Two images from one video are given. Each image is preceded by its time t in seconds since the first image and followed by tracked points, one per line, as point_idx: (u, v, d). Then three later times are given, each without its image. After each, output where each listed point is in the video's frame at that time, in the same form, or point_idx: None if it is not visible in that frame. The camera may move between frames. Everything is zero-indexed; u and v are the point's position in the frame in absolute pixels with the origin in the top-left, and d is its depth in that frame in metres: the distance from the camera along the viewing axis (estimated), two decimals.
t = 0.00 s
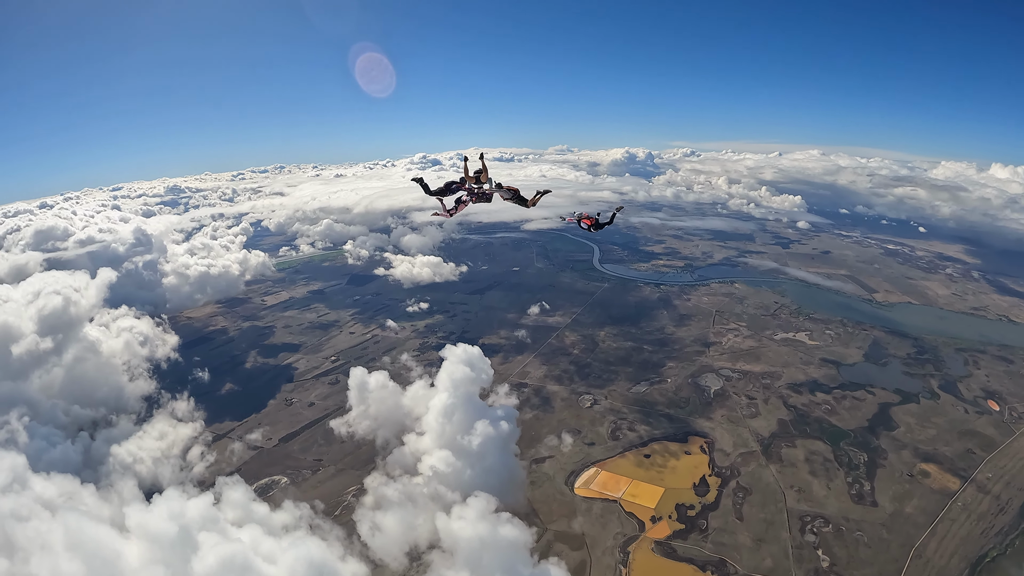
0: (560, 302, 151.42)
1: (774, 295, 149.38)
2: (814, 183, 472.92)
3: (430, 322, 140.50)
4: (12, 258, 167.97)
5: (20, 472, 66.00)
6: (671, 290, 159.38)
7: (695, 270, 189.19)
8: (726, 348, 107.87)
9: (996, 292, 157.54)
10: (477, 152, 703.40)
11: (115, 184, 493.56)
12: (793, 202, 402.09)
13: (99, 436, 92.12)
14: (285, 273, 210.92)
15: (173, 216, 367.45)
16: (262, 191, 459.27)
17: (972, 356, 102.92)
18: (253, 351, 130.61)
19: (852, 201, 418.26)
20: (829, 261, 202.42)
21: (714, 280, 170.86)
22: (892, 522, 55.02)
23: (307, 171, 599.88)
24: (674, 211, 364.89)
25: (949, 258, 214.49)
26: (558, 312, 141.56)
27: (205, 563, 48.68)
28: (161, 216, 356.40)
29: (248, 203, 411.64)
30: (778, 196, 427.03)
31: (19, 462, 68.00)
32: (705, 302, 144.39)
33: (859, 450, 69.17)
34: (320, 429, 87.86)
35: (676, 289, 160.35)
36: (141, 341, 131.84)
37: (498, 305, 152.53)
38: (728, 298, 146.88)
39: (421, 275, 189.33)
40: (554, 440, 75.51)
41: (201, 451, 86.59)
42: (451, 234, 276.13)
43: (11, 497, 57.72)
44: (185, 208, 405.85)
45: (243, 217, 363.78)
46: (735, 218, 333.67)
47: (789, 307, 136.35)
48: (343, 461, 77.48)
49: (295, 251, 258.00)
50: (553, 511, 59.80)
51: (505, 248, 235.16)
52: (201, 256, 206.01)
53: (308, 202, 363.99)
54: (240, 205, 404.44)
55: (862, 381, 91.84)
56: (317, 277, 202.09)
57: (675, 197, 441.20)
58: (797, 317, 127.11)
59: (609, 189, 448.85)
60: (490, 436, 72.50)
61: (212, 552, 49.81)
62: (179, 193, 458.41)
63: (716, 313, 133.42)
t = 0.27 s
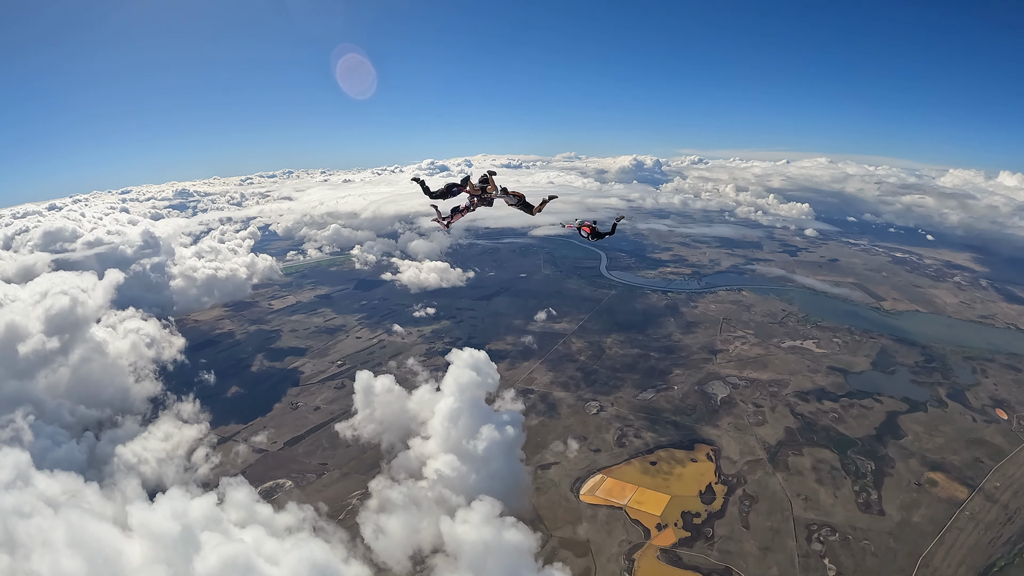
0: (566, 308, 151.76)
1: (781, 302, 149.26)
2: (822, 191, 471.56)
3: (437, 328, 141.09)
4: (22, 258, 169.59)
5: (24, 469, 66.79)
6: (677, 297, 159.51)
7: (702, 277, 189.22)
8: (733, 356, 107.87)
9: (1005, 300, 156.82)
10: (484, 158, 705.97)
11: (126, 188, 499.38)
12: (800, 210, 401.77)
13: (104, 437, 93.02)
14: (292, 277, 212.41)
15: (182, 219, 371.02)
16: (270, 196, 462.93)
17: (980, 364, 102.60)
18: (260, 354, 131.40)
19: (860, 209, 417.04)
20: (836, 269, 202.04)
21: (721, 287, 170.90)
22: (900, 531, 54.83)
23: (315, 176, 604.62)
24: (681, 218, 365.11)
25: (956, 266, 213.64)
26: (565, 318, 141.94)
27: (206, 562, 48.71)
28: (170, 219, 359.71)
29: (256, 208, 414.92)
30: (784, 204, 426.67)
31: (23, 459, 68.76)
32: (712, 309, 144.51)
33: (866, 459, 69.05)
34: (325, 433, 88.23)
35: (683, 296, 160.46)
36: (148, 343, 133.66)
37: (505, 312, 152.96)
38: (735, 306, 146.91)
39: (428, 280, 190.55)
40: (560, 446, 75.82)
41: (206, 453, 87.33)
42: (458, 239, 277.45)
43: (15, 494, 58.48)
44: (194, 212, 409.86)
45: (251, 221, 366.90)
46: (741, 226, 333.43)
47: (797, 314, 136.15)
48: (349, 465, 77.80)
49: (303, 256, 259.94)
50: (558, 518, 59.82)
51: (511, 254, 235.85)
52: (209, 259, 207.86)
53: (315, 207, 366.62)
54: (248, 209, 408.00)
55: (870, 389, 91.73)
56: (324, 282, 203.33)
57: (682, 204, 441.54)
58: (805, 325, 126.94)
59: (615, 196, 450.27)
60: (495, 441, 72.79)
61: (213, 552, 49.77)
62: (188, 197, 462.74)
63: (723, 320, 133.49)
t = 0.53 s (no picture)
0: (572, 312, 151.77)
1: (787, 306, 148.85)
2: (827, 193, 470.20)
3: (442, 331, 141.41)
4: (28, 259, 170.76)
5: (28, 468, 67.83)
6: (683, 300, 159.31)
7: (708, 281, 188.87)
8: (739, 359, 107.66)
9: (1013, 303, 156.03)
10: (489, 162, 706.78)
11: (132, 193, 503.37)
12: (806, 213, 400.84)
13: (109, 437, 94.16)
14: (297, 280, 213.46)
15: (188, 223, 373.43)
16: (275, 199, 465.50)
17: (988, 367, 102.19)
18: (265, 357, 131.94)
19: (866, 212, 415.68)
20: (843, 272, 201.39)
21: (727, 291, 170.63)
22: (907, 535, 54.63)
23: (321, 179, 607.88)
24: (686, 222, 364.72)
25: (963, 269, 212.67)
26: (571, 321, 142.05)
27: (210, 562, 49.02)
28: (177, 222, 362.28)
29: (262, 211, 417.38)
30: (790, 207, 425.88)
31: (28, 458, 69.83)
32: (718, 313, 144.29)
33: (873, 462, 68.93)
34: (330, 435, 88.46)
35: (689, 299, 160.19)
36: (154, 345, 135.04)
37: (510, 315, 153.08)
38: (741, 309, 146.63)
39: (434, 283, 191.59)
40: (565, 448, 76.03)
41: (211, 455, 87.87)
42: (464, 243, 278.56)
43: (19, 491, 59.53)
44: (200, 216, 412.66)
45: (257, 225, 369.22)
46: (747, 229, 332.73)
47: (803, 318, 135.69)
48: (354, 468, 78.09)
49: (308, 260, 261.35)
50: (564, 521, 59.83)
51: (516, 257, 236.22)
52: (215, 262, 209.33)
53: (320, 210, 368.37)
54: (253, 213, 410.65)
55: (876, 393, 91.49)
56: (329, 285, 204.07)
57: (687, 207, 441.39)
58: (811, 329, 126.50)
59: (621, 200, 450.64)
60: (500, 443, 73.76)
61: (215, 553, 49.88)
62: (194, 200, 464.59)
63: (729, 324, 133.26)
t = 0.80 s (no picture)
0: (574, 312, 151.76)
1: (790, 305, 148.64)
2: (829, 193, 469.99)
3: (444, 331, 141.51)
4: (30, 261, 170.83)
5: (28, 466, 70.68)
6: (686, 300, 159.13)
7: (710, 281, 188.67)
8: (742, 359, 107.56)
9: (1015, 302, 155.82)
10: (491, 163, 707.23)
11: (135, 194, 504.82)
12: (808, 213, 400.58)
13: (111, 437, 95.34)
14: (300, 281, 213.78)
15: (190, 224, 374.40)
16: (278, 200, 466.32)
17: (991, 366, 102.04)
18: (268, 357, 132.12)
19: (868, 211, 415.30)
20: (845, 271, 201.16)
21: (729, 290, 170.45)
22: (911, 534, 54.55)
23: (323, 180, 608.99)
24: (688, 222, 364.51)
25: (965, 268, 212.43)
26: (573, 322, 142.07)
27: (211, 560, 49.24)
28: (179, 224, 363.34)
29: (264, 212, 418.10)
30: (792, 207, 425.55)
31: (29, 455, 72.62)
32: (721, 312, 144.16)
33: (877, 461, 68.88)
34: (332, 436, 88.54)
35: (691, 299, 160.02)
36: (156, 345, 135.79)
37: (512, 315, 153.10)
38: (744, 309, 146.51)
39: (436, 283, 191.90)
40: (568, 447, 76.19)
41: (213, 454, 87.96)
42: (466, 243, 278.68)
43: (18, 489, 62.68)
44: (202, 217, 413.53)
45: (259, 227, 370.15)
46: (749, 229, 332.49)
47: (806, 317, 135.56)
48: (356, 468, 78.12)
49: (310, 261, 261.77)
50: (566, 521, 59.81)
51: (519, 258, 236.33)
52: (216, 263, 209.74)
53: (322, 211, 369.05)
54: (255, 214, 411.63)
55: (879, 392, 91.39)
56: (331, 285, 204.34)
57: (689, 207, 441.35)
58: (814, 328, 126.29)
59: (623, 200, 450.87)
60: (503, 442, 73.84)
61: (216, 551, 50.03)
62: (196, 201, 465.55)
63: (732, 323, 133.15)
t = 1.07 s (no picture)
0: (579, 312, 151.82)
1: (795, 305, 148.36)
2: (833, 193, 468.64)
3: (449, 332, 141.77)
4: (34, 261, 171.41)
5: (32, 463, 72.21)
6: (691, 301, 158.91)
7: (715, 281, 188.28)
8: (747, 359, 107.45)
9: (1022, 301, 155.06)
10: (494, 163, 707.04)
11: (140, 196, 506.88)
12: (812, 213, 399.48)
13: (115, 437, 96.04)
14: (304, 282, 214.41)
15: (194, 225, 376.03)
16: (282, 202, 467.91)
17: (996, 366, 101.66)
18: (272, 358, 132.57)
19: (872, 211, 413.99)
20: (850, 271, 200.53)
21: (734, 291, 170.17)
22: (917, 534, 54.39)
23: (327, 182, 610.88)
24: (692, 222, 363.80)
25: (971, 268, 211.56)
26: (578, 322, 142.11)
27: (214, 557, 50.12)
28: (184, 225, 365.13)
29: (269, 213, 419.70)
30: (796, 207, 424.61)
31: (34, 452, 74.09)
32: (726, 312, 143.96)
33: (883, 461, 68.76)
34: (336, 436, 88.80)
35: (696, 299, 159.82)
36: (161, 346, 136.60)
37: (517, 316, 153.23)
38: (749, 309, 146.27)
39: (440, 284, 192.34)
40: (572, 447, 76.43)
41: (217, 454, 88.30)
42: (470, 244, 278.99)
43: (25, 487, 64.14)
44: (207, 218, 415.26)
45: (264, 228, 371.58)
46: (753, 229, 331.80)
47: (811, 317, 135.35)
48: (360, 469, 78.37)
49: (315, 262, 262.55)
50: (571, 521, 59.76)
51: (523, 259, 236.33)
52: (221, 264, 210.64)
53: (326, 213, 370.06)
54: (260, 216, 412.93)
55: (885, 391, 91.23)
56: (336, 286, 204.72)
57: (693, 208, 440.59)
58: (819, 328, 126.09)
59: (627, 201, 450.52)
60: (507, 441, 73.67)
61: (220, 549, 50.76)
62: (200, 203, 466.47)
63: (737, 323, 132.93)
